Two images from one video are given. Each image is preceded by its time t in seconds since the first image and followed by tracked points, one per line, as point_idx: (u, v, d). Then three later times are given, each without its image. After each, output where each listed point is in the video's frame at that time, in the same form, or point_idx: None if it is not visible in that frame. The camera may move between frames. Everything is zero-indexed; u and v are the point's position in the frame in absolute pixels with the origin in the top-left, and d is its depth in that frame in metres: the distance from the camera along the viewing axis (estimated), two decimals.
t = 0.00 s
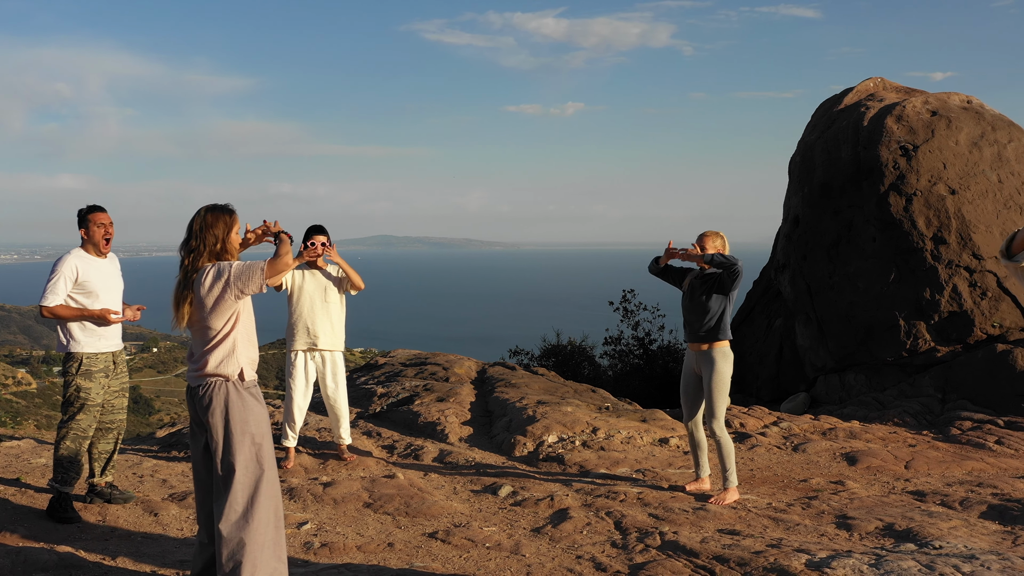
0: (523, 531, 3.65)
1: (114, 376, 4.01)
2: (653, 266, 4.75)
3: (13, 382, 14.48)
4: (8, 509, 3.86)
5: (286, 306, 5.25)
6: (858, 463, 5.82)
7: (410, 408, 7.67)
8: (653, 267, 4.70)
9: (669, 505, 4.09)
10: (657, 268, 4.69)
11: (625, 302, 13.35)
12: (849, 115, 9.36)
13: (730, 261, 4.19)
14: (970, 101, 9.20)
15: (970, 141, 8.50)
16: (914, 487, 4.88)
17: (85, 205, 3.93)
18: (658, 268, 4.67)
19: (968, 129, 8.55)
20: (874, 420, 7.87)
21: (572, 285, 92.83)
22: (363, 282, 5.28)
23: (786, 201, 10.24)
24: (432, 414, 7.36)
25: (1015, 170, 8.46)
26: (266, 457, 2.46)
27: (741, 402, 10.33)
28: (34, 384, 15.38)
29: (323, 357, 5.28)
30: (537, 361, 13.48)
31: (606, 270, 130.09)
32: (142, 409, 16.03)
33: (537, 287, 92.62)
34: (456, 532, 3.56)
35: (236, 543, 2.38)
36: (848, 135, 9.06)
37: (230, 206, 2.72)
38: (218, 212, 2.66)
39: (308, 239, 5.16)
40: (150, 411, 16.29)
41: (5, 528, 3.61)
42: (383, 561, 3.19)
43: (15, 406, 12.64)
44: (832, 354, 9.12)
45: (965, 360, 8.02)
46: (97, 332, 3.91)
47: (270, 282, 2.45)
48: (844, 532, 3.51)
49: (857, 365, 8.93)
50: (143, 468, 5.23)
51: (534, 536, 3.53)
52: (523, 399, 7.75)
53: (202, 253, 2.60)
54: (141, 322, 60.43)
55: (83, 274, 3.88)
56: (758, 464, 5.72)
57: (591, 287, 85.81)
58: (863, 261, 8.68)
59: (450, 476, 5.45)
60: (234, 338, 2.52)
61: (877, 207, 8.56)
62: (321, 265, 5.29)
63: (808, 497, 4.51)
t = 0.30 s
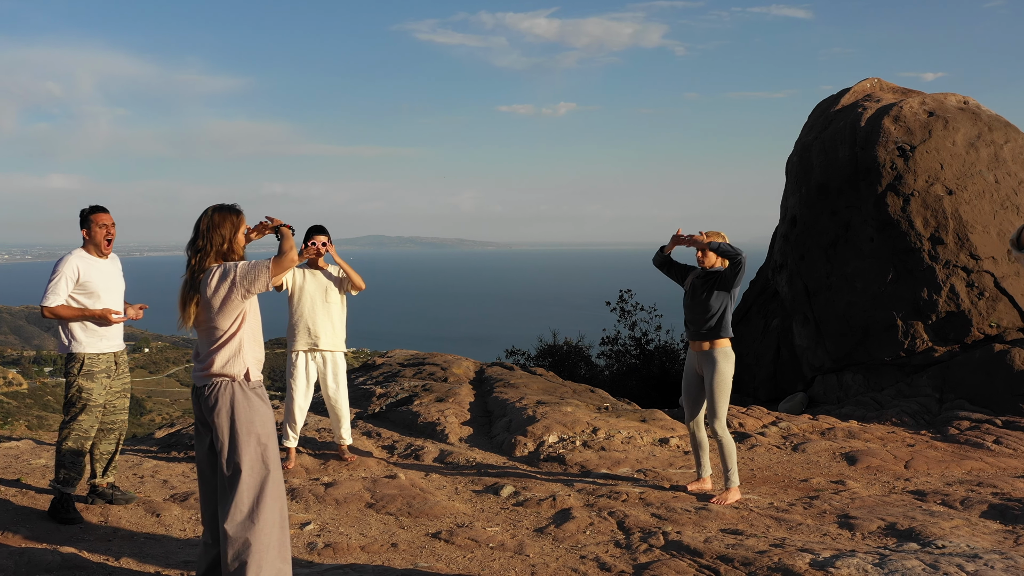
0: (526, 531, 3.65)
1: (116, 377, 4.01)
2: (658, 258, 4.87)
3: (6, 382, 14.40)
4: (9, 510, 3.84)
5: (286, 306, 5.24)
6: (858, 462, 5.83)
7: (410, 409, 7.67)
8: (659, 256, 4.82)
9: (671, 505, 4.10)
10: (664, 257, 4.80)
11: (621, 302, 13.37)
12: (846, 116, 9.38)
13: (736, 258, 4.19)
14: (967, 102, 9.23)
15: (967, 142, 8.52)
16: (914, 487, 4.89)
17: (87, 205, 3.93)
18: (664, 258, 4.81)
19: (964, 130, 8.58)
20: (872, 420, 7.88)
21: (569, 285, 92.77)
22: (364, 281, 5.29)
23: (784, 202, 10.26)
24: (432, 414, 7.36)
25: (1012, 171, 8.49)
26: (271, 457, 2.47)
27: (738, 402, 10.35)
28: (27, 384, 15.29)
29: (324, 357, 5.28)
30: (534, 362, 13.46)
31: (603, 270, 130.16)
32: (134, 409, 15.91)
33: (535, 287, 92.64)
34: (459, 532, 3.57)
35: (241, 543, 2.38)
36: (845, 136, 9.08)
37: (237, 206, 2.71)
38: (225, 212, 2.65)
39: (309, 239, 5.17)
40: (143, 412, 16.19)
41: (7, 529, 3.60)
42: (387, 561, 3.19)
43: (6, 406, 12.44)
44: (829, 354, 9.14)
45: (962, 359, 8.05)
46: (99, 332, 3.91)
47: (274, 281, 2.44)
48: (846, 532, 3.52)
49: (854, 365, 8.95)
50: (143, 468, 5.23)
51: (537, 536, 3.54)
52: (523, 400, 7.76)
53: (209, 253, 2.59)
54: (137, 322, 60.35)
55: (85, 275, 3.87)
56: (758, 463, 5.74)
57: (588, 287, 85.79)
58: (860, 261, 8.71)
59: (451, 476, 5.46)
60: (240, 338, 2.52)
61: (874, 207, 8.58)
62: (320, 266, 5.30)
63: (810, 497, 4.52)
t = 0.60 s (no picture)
0: (528, 531, 3.66)
1: (117, 378, 4.00)
2: (658, 255, 4.90)
3: None
4: (9, 511, 3.83)
5: (287, 306, 5.24)
6: (857, 462, 5.85)
7: (408, 409, 7.67)
8: (660, 254, 4.86)
9: (672, 506, 4.10)
10: (664, 256, 4.83)
11: (618, 302, 13.38)
12: (843, 117, 9.40)
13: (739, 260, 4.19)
14: (963, 103, 9.26)
15: (963, 142, 8.54)
16: (914, 487, 4.90)
17: (89, 207, 3.94)
18: (665, 258, 4.83)
19: (961, 130, 8.60)
20: (870, 420, 7.90)
21: (566, 285, 92.81)
22: (364, 281, 5.28)
23: (780, 202, 10.28)
24: (431, 414, 7.37)
25: (1008, 171, 8.52)
26: (276, 458, 2.46)
27: (736, 403, 10.37)
28: (19, 385, 15.23)
29: (324, 358, 5.27)
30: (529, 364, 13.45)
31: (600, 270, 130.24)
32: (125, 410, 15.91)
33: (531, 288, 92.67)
34: (462, 533, 3.57)
35: (246, 544, 2.38)
36: (842, 137, 9.09)
37: (241, 206, 2.71)
38: (229, 213, 2.65)
39: (309, 240, 5.16)
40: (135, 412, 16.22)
41: (8, 530, 3.59)
42: (390, 562, 3.19)
43: None
44: (827, 355, 9.16)
45: (960, 360, 8.08)
46: (100, 333, 3.90)
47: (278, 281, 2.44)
48: (848, 532, 3.53)
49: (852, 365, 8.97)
50: (143, 469, 5.22)
51: (539, 537, 3.54)
52: (522, 400, 7.78)
53: (214, 254, 2.59)
54: (132, 322, 60.22)
55: (86, 276, 3.87)
56: (758, 463, 5.75)
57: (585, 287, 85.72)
58: (858, 261, 8.72)
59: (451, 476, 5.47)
60: (245, 338, 2.52)
61: (871, 208, 8.60)
62: (321, 266, 5.29)
63: (810, 497, 4.53)
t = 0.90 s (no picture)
0: (528, 531, 3.66)
1: (115, 378, 3.99)
2: (658, 255, 4.91)
3: None
4: (7, 512, 3.81)
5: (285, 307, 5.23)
6: (854, 462, 5.87)
7: (405, 409, 7.66)
8: (659, 254, 4.87)
9: (671, 505, 4.11)
10: (663, 256, 4.85)
11: (612, 302, 13.40)
12: (837, 118, 9.43)
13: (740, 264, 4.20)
14: (957, 103, 9.30)
15: (957, 143, 8.58)
16: (911, 486, 4.92)
17: (88, 207, 3.91)
18: (664, 258, 4.84)
19: (955, 131, 8.63)
20: (865, 420, 7.93)
21: (560, 285, 92.90)
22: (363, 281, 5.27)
23: (775, 202, 10.30)
24: (428, 415, 7.37)
25: (1002, 172, 8.57)
26: (279, 459, 2.46)
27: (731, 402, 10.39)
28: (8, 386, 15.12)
29: (322, 358, 5.26)
30: (523, 364, 13.43)
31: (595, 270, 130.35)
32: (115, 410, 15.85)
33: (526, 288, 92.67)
34: (462, 533, 3.57)
35: (249, 545, 2.37)
36: (837, 137, 9.12)
37: (242, 206, 2.71)
38: (231, 213, 2.64)
39: (306, 240, 5.15)
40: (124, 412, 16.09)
41: (7, 531, 3.57)
42: (391, 562, 3.19)
43: None
44: (822, 354, 9.19)
45: (954, 359, 8.11)
46: (98, 334, 3.89)
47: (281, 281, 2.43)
48: (847, 531, 3.54)
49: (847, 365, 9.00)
50: (140, 470, 5.21)
51: (539, 537, 3.55)
52: (519, 400, 7.78)
53: (216, 254, 2.58)
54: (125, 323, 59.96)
55: (84, 276, 3.87)
56: (755, 463, 5.76)
57: (580, 287, 85.78)
58: (853, 262, 8.75)
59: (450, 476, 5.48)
60: (248, 339, 2.52)
61: (866, 208, 8.62)
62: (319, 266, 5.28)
63: (808, 496, 4.54)
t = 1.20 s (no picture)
0: (527, 531, 3.66)
1: (113, 379, 3.97)
2: (655, 257, 4.93)
3: None
4: (4, 512, 3.79)
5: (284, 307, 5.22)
6: (850, 461, 5.89)
7: (401, 409, 7.65)
8: (658, 256, 4.88)
9: (669, 505, 4.12)
10: (661, 257, 4.86)
11: (606, 302, 13.42)
12: (831, 118, 9.47)
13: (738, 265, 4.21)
14: (951, 104, 9.35)
15: (951, 143, 8.62)
16: (907, 485, 4.94)
17: (88, 207, 3.88)
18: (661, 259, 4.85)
19: (949, 132, 8.67)
20: (860, 419, 7.96)
21: (555, 285, 92.91)
22: (362, 281, 5.24)
23: (769, 202, 10.34)
24: (424, 414, 7.36)
25: (995, 172, 8.61)
26: (281, 459, 2.46)
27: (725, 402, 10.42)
28: None
29: (319, 358, 5.24)
30: (517, 365, 13.43)
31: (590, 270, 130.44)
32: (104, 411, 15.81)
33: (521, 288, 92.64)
34: (461, 533, 3.57)
35: (251, 545, 2.37)
36: (831, 138, 9.15)
37: (243, 206, 2.70)
38: (233, 213, 2.63)
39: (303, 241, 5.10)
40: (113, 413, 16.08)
41: (4, 532, 3.54)
42: (391, 562, 3.19)
43: None
44: (816, 354, 9.21)
45: (948, 358, 8.15)
46: (96, 334, 3.88)
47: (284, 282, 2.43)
48: (845, 530, 3.56)
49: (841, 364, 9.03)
50: (137, 470, 5.19)
51: (539, 536, 3.55)
52: (515, 400, 7.78)
53: (218, 254, 2.57)
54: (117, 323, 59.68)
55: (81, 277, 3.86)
56: (752, 462, 5.78)
57: (575, 287, 85.74)
58: (847, 261, 8.78)
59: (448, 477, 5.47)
60: (251, 340, 2.52)
61: (860, 208, 8.66)
62: (318, 266, 5.26)
63: (806, 495, 4.56)
